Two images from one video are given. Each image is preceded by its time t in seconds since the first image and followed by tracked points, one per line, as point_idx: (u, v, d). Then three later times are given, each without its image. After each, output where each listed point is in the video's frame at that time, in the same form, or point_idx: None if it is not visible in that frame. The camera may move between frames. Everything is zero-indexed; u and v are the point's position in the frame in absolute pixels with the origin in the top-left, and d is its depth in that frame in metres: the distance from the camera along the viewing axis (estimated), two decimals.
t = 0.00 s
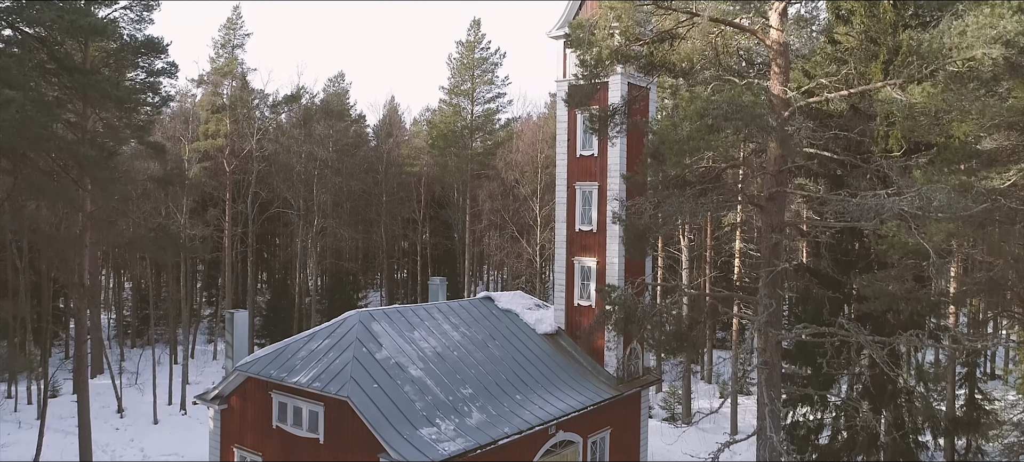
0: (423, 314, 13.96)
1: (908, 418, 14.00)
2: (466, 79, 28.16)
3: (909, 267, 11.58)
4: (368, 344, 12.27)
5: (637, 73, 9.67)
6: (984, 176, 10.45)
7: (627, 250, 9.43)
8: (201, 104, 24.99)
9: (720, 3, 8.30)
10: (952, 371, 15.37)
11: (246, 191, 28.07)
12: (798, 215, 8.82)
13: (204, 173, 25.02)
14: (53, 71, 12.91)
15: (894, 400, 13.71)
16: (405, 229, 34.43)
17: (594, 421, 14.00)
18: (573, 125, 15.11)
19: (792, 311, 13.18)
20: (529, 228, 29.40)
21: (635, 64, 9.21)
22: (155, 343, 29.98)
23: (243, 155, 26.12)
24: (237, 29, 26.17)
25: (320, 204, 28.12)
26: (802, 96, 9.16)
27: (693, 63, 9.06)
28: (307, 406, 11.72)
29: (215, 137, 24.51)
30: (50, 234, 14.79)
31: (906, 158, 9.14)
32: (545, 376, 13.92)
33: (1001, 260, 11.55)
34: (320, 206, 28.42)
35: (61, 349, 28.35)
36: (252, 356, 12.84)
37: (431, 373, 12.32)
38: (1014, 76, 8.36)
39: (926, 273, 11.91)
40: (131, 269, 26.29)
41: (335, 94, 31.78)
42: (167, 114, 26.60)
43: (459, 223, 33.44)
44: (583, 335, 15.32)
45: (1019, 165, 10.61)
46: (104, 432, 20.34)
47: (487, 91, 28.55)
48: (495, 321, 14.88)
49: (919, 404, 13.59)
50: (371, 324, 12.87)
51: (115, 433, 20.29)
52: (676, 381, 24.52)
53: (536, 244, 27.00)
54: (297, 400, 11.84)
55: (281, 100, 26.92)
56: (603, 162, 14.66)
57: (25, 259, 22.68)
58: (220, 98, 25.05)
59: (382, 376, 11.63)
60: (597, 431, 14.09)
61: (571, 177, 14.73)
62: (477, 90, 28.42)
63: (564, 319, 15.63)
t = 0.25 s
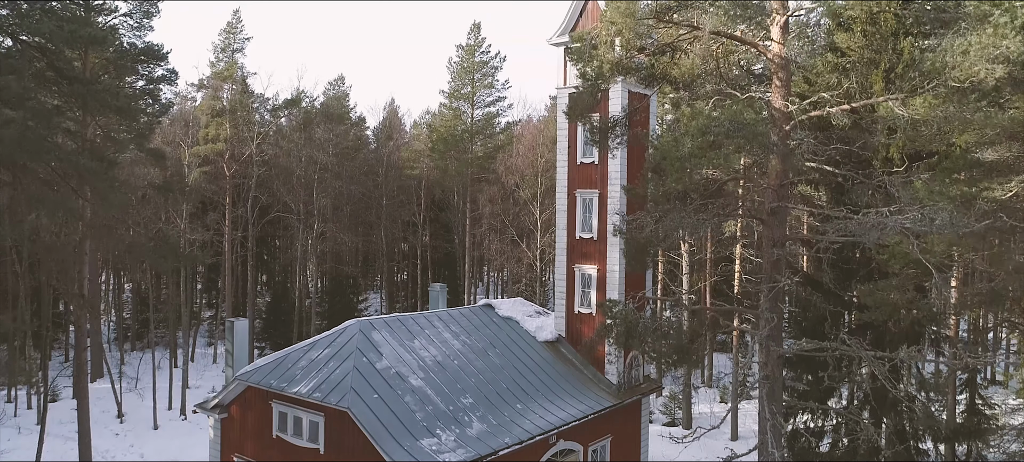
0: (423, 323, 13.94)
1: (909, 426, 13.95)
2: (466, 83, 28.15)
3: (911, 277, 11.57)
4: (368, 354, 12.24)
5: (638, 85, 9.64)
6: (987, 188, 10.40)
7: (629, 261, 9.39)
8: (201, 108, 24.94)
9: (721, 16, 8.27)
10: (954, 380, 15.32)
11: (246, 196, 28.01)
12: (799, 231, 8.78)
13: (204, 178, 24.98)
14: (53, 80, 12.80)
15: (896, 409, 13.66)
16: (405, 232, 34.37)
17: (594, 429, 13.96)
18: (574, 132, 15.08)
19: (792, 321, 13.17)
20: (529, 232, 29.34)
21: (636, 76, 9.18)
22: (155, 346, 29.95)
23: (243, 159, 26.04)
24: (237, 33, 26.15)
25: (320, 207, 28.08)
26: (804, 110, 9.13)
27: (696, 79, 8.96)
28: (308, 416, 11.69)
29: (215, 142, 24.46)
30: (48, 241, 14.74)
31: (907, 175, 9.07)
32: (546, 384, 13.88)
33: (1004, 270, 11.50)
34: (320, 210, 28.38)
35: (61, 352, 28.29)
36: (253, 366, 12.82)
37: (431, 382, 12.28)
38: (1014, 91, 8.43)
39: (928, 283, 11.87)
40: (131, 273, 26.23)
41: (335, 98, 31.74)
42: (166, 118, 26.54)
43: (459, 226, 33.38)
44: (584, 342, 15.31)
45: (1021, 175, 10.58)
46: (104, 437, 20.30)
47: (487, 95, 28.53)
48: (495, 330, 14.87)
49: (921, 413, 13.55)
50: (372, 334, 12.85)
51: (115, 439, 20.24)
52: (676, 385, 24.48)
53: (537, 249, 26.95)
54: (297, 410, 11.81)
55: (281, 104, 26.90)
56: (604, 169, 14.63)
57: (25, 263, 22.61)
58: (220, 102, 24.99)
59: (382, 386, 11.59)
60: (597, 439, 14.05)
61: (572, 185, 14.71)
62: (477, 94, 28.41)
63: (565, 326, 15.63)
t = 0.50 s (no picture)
0: (423, 332, 13.92)
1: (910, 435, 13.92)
2: (467, 87, 28.12)
3: (912, 288, 11.55)
4: (368, 364, 12.21)
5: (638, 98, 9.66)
6: (990, 201, 10.37)
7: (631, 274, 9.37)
8: (201, 112, 24.91)
9: (723, 31, 8.25)
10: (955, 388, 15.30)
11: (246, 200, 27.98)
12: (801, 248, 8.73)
13: (204, 182, 24.95)
14: (52, 89, 12.88)
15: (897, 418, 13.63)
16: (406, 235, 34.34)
17: (595, 438, 13.90)
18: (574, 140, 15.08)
19: (793, 330, 13.13)
20: (529, 236, 29.32)
21: (636, 88, 9.17)
22: (155, 350, 29.94)
23: (243, 164, 26.01)
24: (237, 37, 26.14)
25: (320, 211, 28.06)
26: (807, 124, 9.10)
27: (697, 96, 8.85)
28: (308, 427, 11.65)
29: (215, 146, 24.43)
30: (48, 248, 14.71)
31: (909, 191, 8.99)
32: (547, 394, 13.84)
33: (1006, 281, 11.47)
34: (320, 214, 28.36)
35: (61, 355, 28.26)
36: (253, 375, 12.79)
37: (432, 392, 12.24)
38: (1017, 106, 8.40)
39: (930, 294, 11.84)
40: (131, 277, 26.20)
41: (335, 101, 31.71)
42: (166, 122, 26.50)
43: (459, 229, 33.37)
44: (584, 350, 15.28)
45: None
46: (104, 443, 20.26)
47: (487, 99, 28.52)
48: (496, 338, 14.85)
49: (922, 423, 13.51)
50: (372, 343, 12.83)
51: (115, 445, 20.20)
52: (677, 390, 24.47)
53: (537, 253, 26.93)
54: (297, 420, 11.77)
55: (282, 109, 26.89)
56: (604, 177, 14.62)
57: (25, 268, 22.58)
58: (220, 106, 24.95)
59: (382, 397, 11.55)
60: (598, 448, 14.01)
61: (572, 193, 14.69)
62: (477, 98, 28.39)
63: (565, 334, 15.61)
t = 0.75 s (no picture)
0: (424, 342, 13.93)
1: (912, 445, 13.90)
2: (467, 91, 28.17)
3: (913, 299, 11.55)
4: (369, 374, 12.21)
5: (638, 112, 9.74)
6: (991, 213, 10.37)
7: (632, 287, 9.35)
8: (201, 117, 24.94)
9: (725, 47, 8.24)
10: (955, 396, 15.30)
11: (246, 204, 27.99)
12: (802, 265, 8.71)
13: (204, 187, 24.95)
14: (51, 100, 13.10)
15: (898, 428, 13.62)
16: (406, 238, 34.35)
17: (596, 447, 13.87)
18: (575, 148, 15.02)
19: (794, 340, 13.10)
20: (529, 240, 29.34)
21: (637, 101, 9.16)
22: (155, 354, 29.94)
23: (243, 168, 26.02)
24: (237, 42, 26.17)
25: (320, 216, 28.07)
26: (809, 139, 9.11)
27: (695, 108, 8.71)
28: (308, 438, 11.63)
29: (215, 151, 24.44)
30: (49, 256, 14.69)
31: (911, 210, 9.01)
32: (547, 403, 13.81)
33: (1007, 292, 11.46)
34: (320, 218, 28.37)
35: (60, 359, 28.23)
36: (254, 385, 12.79)
37: (432, 402, 12.21)
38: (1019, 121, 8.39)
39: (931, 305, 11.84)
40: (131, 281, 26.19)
41: (336, 105, 31.75)
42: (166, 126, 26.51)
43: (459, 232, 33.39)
44: (585, 359, 15.26)
45: None
46: (103, 449, 20.24)
47: (487, 104, 28.57)
48: (496, 347, 14.85)
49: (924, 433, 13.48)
50: (372, 353, 12.84)
51: (115, 451, 20.19)
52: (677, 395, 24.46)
53: (537, 257, 26.95)
54: (298, 431, 11.75)
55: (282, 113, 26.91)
56: (605, 185, 14.60)
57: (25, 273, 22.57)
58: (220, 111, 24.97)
59: (382, 407, 11.53)
60: (599, 457, 13.99)
61: (573, 202, 14.70)
62: (477, 102, 28.44)
63: (566, 342, 15.59)
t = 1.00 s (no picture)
0: (424, 352, 13.96)
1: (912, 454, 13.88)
2: (467, 96, 28.16)
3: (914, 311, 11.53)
4: (369, 385, 12.20)
5: (638, 124, 9.85)
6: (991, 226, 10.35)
7: (633, 301, 9.33)
8: (201, 122, 24.92)
9: (726, 64, 8.20)
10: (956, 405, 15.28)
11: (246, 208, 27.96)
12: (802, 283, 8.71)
13: (204, 192, 24.92)
14: (51, 111, 13.08)
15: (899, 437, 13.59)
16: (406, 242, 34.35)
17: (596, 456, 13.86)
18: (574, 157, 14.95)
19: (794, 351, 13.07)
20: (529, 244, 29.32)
21: (638, 115, 9.14)
22: (155, 358, 29.91)
23: (243, 173, 26.00)
24: (237, 47, 26.16)
25: (320, 220, 28.06)
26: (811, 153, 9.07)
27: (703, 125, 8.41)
28: (308, 449, 11.61)
29: (215, 156, 24.43)
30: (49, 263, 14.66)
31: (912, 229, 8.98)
32: (547, 412, 13.78)
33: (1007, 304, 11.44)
34: (320, 222, 28.35)
35: (60, 363, 28.19)
36: (254, 396, 12.78)
37: (432, 413, 12.19)
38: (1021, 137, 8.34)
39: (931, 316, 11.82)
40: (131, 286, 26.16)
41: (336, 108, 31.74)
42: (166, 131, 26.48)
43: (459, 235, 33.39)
44: (585, 368, 15.23)
45: None
46: (103, 456, 20.22)
47: (487, 108, 28.58)
48: (496, 356, 14.86)
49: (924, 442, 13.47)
50: (373, 364, 12.86)
51: (115, 457, 20.16)
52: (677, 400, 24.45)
53: (537, 262, 26.94)
54: (298, 442, 11.73)
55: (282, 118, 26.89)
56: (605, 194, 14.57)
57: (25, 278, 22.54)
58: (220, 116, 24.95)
59: (383, 419, 11.50)
60: None
61: (572, 210, 14.68)
62: (477, 107, 28.44)
63: (566, 351, 15.58)
